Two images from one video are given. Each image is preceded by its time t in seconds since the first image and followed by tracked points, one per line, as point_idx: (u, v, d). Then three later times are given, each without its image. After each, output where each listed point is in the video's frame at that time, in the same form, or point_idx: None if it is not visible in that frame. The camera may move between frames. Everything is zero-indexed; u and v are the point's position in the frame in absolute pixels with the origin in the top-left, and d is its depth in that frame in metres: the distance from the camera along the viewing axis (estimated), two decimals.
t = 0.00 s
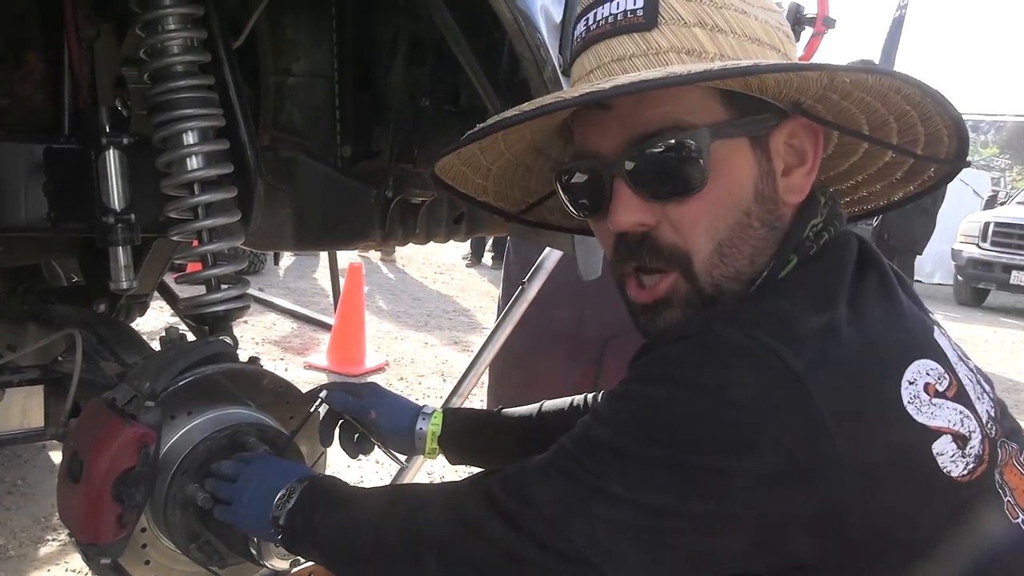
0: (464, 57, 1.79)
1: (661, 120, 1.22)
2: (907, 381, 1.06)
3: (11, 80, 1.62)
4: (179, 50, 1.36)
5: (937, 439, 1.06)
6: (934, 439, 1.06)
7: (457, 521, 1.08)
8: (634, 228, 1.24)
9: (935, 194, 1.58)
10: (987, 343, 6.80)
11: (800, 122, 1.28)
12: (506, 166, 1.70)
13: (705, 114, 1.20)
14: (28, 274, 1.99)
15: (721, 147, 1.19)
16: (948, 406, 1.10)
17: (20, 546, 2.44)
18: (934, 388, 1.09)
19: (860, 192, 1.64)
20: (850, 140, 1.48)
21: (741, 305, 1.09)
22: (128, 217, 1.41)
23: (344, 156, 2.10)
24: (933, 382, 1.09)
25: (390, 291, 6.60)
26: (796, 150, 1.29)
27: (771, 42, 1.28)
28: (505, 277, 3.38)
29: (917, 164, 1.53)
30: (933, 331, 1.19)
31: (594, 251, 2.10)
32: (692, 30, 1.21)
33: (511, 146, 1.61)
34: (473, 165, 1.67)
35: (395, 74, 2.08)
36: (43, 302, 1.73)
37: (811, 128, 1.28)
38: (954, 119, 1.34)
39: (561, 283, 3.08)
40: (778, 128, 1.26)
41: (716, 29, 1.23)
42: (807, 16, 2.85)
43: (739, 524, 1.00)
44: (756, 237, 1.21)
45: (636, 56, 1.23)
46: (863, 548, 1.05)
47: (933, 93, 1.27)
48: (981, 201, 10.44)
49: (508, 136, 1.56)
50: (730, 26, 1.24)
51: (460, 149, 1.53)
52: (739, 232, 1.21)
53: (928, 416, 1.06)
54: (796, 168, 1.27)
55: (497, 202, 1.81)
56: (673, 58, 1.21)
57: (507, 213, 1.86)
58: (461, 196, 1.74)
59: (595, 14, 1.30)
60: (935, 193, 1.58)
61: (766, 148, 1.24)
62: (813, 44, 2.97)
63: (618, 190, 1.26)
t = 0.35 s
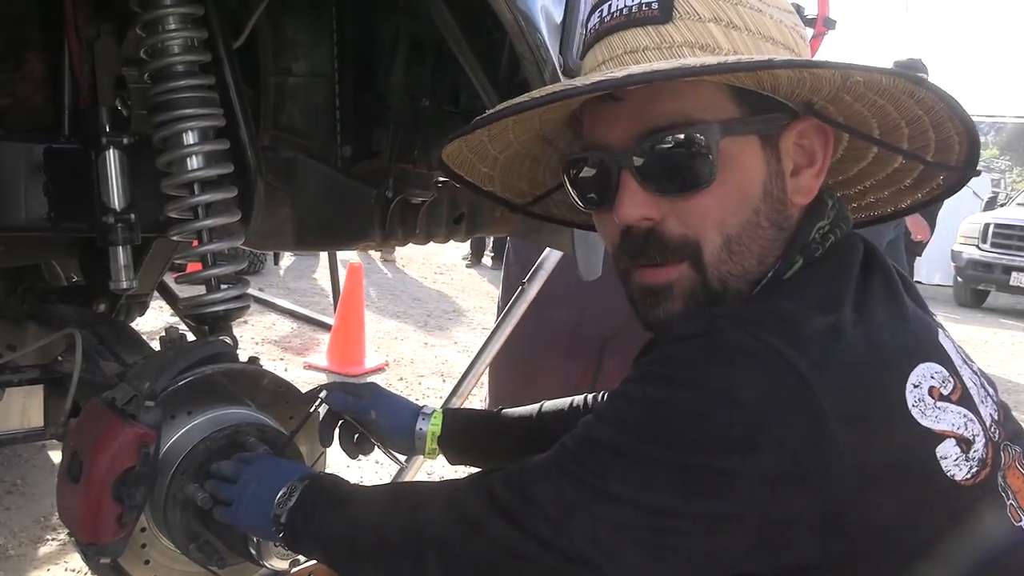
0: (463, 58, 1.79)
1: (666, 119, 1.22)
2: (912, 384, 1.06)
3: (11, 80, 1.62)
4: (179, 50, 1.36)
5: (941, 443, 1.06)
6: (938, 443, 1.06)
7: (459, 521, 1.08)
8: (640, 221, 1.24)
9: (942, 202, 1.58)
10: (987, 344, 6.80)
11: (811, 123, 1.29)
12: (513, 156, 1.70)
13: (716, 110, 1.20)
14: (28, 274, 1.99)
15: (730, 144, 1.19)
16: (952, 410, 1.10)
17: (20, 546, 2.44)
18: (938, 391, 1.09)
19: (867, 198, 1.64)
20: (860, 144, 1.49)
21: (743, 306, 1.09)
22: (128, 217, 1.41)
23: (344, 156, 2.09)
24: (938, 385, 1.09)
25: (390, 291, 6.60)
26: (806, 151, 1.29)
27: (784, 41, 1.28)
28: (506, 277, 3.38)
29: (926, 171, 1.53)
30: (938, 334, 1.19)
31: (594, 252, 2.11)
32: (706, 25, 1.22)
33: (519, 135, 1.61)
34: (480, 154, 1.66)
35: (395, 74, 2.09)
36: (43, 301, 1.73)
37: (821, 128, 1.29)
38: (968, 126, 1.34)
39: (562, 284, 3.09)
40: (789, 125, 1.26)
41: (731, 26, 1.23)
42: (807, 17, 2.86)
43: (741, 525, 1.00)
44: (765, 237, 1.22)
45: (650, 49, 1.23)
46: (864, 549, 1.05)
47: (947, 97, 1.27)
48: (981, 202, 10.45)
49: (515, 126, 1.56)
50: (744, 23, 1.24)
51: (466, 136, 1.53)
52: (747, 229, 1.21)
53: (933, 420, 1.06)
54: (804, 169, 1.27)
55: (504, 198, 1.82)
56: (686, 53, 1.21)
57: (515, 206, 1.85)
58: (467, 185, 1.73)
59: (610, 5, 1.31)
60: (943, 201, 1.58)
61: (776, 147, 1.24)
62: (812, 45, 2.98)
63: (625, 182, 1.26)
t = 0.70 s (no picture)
0: (461, 54, 1.81)
1: (660, 119, 1.22)
2: (904, 382, 1.06)
3: (11, 81, 1.62)
4: (179, 49, 1.36)
5: (935, 440, 1.06)
6: (932, 440, 1.05)
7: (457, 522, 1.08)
8: (631, 220, 1.25)
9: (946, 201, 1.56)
10: (986, 345, 6.80)
11: (806, 125, 1.29)
12: (517, 153, 1.70)
13: (706, 112, 1.21)
14: (28, 274, 1.99)
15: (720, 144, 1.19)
16: (947, 407, 1.09)
17: (19, 546, 2.44)
18: (932, 388, 1.09)
19: (872, 196, 1.63)
20: (857, 146, 1.50)
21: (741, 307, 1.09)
22: (129, 216, 1.41)
23: (344, 156, 2.09)
24: (931, 383, 1.09)
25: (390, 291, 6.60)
26: (801, 152, 1.29)
27: (779, 42, 1.27)
28: (506, 277, 3.38)
29: (925, 172, 1.52)
30: (932, 332, 1.19)
31: (593, 253, 2.10)
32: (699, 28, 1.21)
33: (519, 133, 1.62)
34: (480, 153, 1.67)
35: (395, 74, 2.08)
36: (43, 301, 1.73)
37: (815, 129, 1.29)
38: (958, 129, 1.34)
39: (561, 284, 3.09)
40: (784, 126, 1.26)
41: (724, 29, 1.22)
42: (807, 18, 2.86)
43: (739, 526, 1.00)
44: (755, 236, 1.22)
45: (642, 52, 1.23)
46: (863, 549, 1.05)
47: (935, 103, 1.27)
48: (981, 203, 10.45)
49: (513, 125, 1.57)
50: (738, 26, 1.23)
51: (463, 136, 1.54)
52: (738, 228, 1.22)
53: (926, 417, 1.05)
54: (799, 170, 1.27)
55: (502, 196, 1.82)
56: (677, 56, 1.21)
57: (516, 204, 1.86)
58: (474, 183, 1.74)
59: (606, 8, 1.31)
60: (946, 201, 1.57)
61: (769, 148, 1.24)
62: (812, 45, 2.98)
63: (618, 182, 1.27)
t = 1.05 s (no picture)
0: (457, 48, 1.79)
1: (672, 114, 1.22)
2: (904, 381, 1.06)
3: (11, 81, 1.61)
4: (178, 50, 1.36)
5: (934, 439, 1.06)
6: (931, 439, 1.06)
7: (457, 522, 1.08)
8: (642, 214, 1.24)
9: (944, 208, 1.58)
10: (985, 344, 6.80)
11: (817, 124, 1.28)
12: (522, 142, 1.70)
13: (724, 108, 1.20)
14: (26, 274, 1.99)
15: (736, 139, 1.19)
16: (945, 406, 1.10)
17: (19, 546, 2.44)
18: (931, 388, 1.09)
19: (870, 202, 1.64)
20: (865, 146, 1.49)
21: (742, 307, 1.09)
22: (128, 216, 1.41)
23: (344, 155, 2.10)
24: (930, 382, 1.09)
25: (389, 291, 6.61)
26: (810, 152, 1.29)
27: (796, 42, 1.28)
28: (505, 277, 3.38)
29: (930, 176, 1.52)
30: (931, 332, 1.19)
31: (593, 253, 2.10)
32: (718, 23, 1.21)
33: (526, 122, 1.61)
34: (487, 141, 1.66)
35: (395, 74, 2.09)
36: (42, 301, 1.73)
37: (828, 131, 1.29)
38: (971, 132, 1.33)
39: (561, 284, 3.09)
40: (797, 125, 1.26)
41: (742, 24, 1.23)
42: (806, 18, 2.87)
43: (739, 525, 1.00)
44: (763, 234, 1.21)
45: (661, 43, 1.23)
46: (863, 547, 1.05)
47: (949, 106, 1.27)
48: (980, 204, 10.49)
49: (526, 113, 1.56)
50: (756, 22, 1.24)
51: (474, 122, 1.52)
52: (748, 225, 1.21)
53: (925, 416, 1.06)
54: (808, 169, 1.27)
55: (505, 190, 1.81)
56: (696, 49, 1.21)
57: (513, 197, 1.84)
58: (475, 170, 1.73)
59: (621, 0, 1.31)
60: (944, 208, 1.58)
61: (782, 146, 1.24)
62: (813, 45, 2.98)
63: (631, 175, 1.26)
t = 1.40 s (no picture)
0: (460, 53, 1.79)
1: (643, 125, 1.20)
2: (911, 383, 1.06)
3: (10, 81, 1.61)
4: (177, 51, 1.36)
5: (940, 440, 1.07)
6: (937, 440, 1.06)
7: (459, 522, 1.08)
8: (612, 229, 1.25)
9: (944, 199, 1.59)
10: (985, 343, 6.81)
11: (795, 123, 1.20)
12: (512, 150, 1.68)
13: (678, 123, 1.16)
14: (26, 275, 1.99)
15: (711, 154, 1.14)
16: (951, 408, 1.10)
17: (19, 547, 2.44)
18: (937, 389, 1.10)
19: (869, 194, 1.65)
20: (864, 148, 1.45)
21: (744, 307, 1.09)
22: (126, 217, 1.41)
23: (343, 157, 2.08)
24: (936, 384, 1.10)
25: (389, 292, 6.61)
26: (791, 149, 1.21)
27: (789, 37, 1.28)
28: (505, 276, 3.38)
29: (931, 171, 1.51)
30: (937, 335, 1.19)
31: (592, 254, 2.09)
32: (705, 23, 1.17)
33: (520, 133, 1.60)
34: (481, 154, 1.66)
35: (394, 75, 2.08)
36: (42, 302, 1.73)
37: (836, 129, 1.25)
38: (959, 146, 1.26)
39: (561, 283, 3.09)
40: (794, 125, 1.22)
41: (703, 31, 1.11)
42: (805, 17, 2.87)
43: (742, 525, 1.00)
44: (740, 239, 1.18)
45: (618, 64, 1.17)
46: (867, 547, 1.05)
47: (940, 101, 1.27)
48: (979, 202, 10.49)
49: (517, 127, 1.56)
50: (722, 24, 1.10)
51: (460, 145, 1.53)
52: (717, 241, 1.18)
53: (932, 418, 1.06)
54: (790, 168, 1.20)
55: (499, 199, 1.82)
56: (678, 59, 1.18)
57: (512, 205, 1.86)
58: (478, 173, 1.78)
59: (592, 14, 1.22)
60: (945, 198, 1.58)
61: (755, 152, 1.17)
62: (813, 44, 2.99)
63: (600, 191, 1.27)
